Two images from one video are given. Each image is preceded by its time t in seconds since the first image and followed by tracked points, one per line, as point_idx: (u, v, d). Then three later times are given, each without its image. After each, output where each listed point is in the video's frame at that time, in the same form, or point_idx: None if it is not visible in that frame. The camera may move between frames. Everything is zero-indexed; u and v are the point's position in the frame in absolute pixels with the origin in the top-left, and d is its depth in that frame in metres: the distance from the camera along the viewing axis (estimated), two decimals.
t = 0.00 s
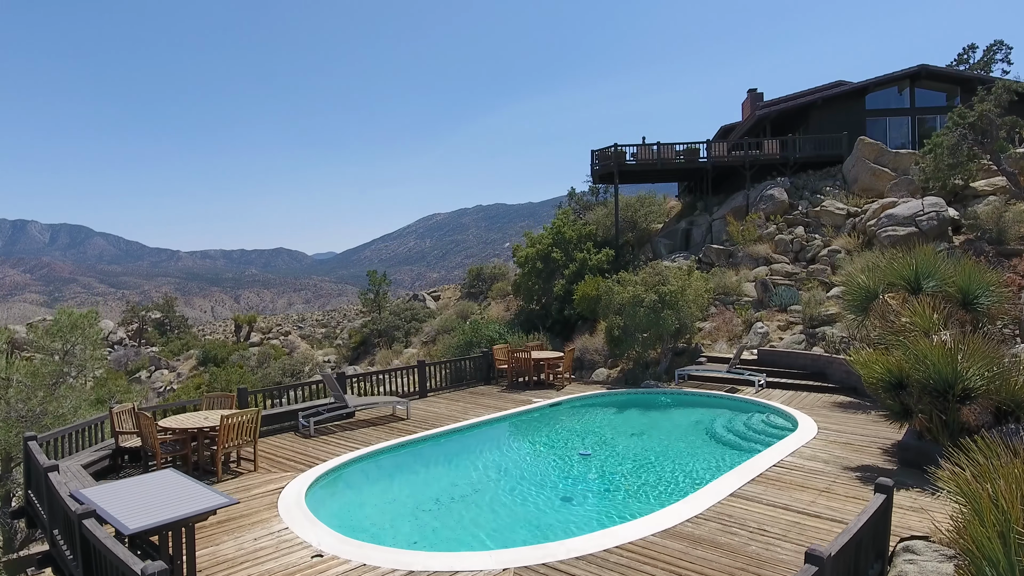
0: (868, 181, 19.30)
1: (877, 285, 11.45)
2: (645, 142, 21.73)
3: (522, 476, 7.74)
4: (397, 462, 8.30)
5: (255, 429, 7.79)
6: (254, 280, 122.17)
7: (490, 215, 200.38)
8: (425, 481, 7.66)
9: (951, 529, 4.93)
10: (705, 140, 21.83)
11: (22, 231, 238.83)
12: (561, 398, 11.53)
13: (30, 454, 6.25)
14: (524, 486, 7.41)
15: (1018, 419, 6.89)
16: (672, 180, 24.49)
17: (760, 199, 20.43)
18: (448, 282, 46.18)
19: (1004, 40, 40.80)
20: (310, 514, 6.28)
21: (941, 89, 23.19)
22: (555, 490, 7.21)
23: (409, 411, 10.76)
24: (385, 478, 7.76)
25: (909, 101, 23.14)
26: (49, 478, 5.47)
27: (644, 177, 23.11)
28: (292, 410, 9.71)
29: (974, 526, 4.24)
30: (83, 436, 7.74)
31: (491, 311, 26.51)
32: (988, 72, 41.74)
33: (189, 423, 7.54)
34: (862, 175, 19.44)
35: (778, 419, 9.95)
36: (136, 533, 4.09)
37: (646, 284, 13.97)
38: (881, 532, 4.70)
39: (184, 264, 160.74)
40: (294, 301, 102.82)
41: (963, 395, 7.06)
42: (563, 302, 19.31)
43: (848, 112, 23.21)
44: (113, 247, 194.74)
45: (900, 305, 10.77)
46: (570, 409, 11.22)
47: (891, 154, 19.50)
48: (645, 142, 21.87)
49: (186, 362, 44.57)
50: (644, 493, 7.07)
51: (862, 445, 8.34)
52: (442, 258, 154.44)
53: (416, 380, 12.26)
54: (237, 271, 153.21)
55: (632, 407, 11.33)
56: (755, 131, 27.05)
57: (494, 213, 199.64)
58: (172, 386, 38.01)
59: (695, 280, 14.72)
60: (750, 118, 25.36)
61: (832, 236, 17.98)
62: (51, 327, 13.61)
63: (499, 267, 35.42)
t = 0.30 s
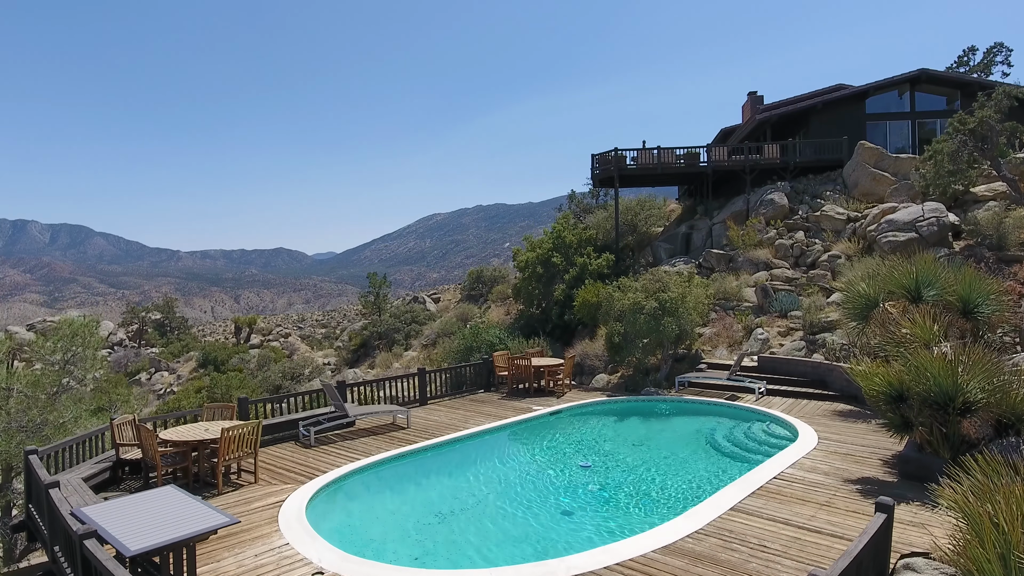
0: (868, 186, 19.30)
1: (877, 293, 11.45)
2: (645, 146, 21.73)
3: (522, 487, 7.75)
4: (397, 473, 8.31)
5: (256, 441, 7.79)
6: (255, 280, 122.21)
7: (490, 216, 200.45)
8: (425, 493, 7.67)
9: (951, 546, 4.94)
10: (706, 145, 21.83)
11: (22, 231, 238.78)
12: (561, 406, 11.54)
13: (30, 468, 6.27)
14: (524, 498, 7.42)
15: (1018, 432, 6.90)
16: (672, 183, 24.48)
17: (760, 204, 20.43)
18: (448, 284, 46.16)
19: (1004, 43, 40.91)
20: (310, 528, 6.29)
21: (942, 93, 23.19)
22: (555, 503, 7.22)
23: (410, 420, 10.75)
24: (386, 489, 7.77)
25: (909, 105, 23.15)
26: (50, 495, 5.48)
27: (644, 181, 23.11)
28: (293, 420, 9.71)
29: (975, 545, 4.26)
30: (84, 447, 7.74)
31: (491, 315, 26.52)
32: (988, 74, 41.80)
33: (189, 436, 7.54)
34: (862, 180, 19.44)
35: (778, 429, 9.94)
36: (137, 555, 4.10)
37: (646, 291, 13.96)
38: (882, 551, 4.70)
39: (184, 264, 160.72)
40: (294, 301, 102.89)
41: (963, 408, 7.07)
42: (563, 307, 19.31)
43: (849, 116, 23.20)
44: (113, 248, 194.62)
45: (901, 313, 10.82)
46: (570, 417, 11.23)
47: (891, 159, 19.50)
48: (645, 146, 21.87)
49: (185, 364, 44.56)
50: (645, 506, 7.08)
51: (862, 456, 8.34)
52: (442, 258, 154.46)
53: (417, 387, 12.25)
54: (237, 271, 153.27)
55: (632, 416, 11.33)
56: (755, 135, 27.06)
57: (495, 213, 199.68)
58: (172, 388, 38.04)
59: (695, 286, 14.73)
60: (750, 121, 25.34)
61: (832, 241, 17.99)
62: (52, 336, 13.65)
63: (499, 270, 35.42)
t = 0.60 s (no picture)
0: (868, 191, 19.28)
1: (877, 302, 11.44)
2: (645, 150, 21.71)
3: (522, 500, 7.76)
4: (397, 485, 8.30)
5: (256, 453, 7.79)
6: (255, 280, 122.20)
7: (490, 216, 200.46)
8: (425, 505, 7.67)
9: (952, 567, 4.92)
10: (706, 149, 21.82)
11: (22, 231, 238.63)
12: (561, 414, 11.53)
13: (31, 482, 6.29)
14: (524, 510, 7.42)
15: (1019, 446, 6.91)
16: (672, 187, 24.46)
17: (761, 208, 20.42)
18: (448, 286, 46.17)
19: (1004, 45, 40.95)
20: (310, 543, 6.28)
21: (942, 97, 23.19)
22: (556, 516, 7.22)
23: (410, 429, 10.75)
24: (386, 502, 7.77)
25: (909, 109, 23.15)
26: (50, 513, 5.47)
27: (644, 185, 23.10)
28: (293, 430, 9.70)
29: (975, 569, 4.25)
30: (84, 460, 7.73)
31: (491, 319, 26.51)
32: (988, 76, 41.81)
33: (190, 448, 7.53)
34: (863, 185, 19.43)
35: (779, 439, 9.93)
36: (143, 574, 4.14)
37: (646, 297, 13.94)
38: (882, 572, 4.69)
39: (184, 264, 160.64)
40: (294, 302, 102.93)
41: (964, 422, 7.05)
42: (563, 311, 19.29)
43: (849, 120, 23.20)
44: (113, 248, 194.53)
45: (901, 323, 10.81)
46: (570, 426, 11.23)
47: (891, 163, 19.49)
48: (645, 150, 21.86)
49: (185, 367, 44.56)
50: (645, 519, 7.08)
51: (863, 468, 8.34)
52: (442, 258, 154.45)
53: (417, 395, 12.24)
54: (237, 272, 153.28)
55: (632, 425, 11.32)
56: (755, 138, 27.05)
57: (495, 213, 199.68)
58: (172, 391, 38.03)
59: (696, 292, 14.71)
60: (750, 125, 25.32)
61: (832, 246, 17.99)
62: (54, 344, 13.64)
63: (499, 273, 35.43)
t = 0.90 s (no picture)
0: (869, 196, 19.27)
1: (877, 310, 11.44)
2: (645, 155, 21.70)
3: (522, 513, 7.75)
4: (397, 497, 8.29)
5: (256, 466, 7.77)
6: (255, 280, 122.21)
7: (489, 216, 200.45)
8: (426, 518, 7.67)
9: None
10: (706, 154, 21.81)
11: (22, 231, 238.54)
12: (562, 423, 11.52)
13: (30, 498, 6.27)
14: (524, 524, 7.42)
15: (1019, 460, 6.91)
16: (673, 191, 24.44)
17: (761, 213, 20.40)
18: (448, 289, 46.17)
19: (1003, 47, 41.02)
20: (310, 558, 6.27)
21: (942, 101, 23.19)
22: (556, 530, 7.21)
23: (410, 438, 10.73)
24: (386, 514, 7.76)
25: (909, 113, 23.14)
26: (49, 530, 5.46)
27: (644, 189, 23.08)
28: (293, 440, 9.68)
29: None
30: (84, 473, 7.71)
31: (490, 323, 26.50)
32: (988, 78, 41.81)
33: (190, 461, 7.51)
34: (863, 190, 19.42)
35: (779, 449, 9.91)
36: None
37: (646, 304, 13.93)
38: None
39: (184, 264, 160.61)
40: (294, 301, 102.99)
41: (965, 435, 7.04)
42: (563, 316, 19.27)
43: (849, 124, 23.18)
44: (113, 248, 194.45)
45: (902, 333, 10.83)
46: (570, 434, 11.23)
47: (891, 168, 19.49)
48: (645, 154, 21.85)
49: (185, 370, 44.52)
50: (646, 532, 7.07)
51: (863, 480, 8.32)
52: (442, 258, 154.42)
53: (417, 403, 12.21)
54: (237, 272, 153.23)
55: (633, 434, 11.31)
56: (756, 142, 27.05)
57: (494, 214, 199.68)
58: (172, 394, 38.02)
59: (696, 299, 14.70)
60: (750, 129, 25.29)
61: (832, 252, 17.99)
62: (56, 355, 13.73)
63: (499, 276, 35.42)
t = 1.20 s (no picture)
0: (869, 201, 19.26)
1: (878, 320, 11.41)
2: (645, 159, 21.68)
3: (522, 526, 7.74)
4: (397, 510, 8.27)
5: (255, 479, 7.74)
6: (255, 280, 122.16)
7: (489, 216, 200.47)
8: (425, 531, 7.65)
9: None
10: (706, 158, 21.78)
11: (22, 231, 238.52)
12: (562, 432, 11.50)
13: (29, 515, 6.24)
14: (524, 537, 7.41)
15: (1021, 474, 6.90)
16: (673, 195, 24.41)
17: (761, 218, 20.36)
18: (448, 291, 46.14)
19: (1003, 49, 41.08)
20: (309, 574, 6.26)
21: (942, 105, 23.18)
22: (556, 544, 7.20)
23: (410, 448, 10.70)
24: (385, 528, 7.75)
25: (910, 117, 23.13)
26: (46, 550, 5.42)
27: (645, 194, 23.05)
28: (293, 451, 9.66)
29: None
30: (82, 486, 7.68)
31: (490, 327, 26.49)
32: (988, 80, 41.82)
33: (189, 475, 7.48)
34: (864, 195, 19.41)
35: (780, 460, 9.88)
36: None
37: (647, 312, 13.88)
38: None
39: (184, 265, 160.60)
40: (294, 301, 103.05)
41: (967, 450, 7.02)
42: (564, 321, 19.24)
43: (850, 128, 23.14)
44: (113, 249, 194.44)
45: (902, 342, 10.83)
46: (571, 444, 11.22)
47: (892, 173, 19.47)
48: (646, 159, 21.81)
49: (185, 372, 44.50)
50: (646, 546, 7.05)
51: (864, 492, 8.30)
52: (442, 258, 154.38)
53: (416, 412, 12.19)
54: (237, 273, 153.16)
55: (633, 443, 11.29)
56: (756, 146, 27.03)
57: (494, 214, 199.69)
58: (172, 396, 38.00)
59: (696, 307, 14.68)
60: (750, 133, 25.28)
61: (833, 257, 17.97)
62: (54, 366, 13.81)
63: (499, 279, 35.40)
